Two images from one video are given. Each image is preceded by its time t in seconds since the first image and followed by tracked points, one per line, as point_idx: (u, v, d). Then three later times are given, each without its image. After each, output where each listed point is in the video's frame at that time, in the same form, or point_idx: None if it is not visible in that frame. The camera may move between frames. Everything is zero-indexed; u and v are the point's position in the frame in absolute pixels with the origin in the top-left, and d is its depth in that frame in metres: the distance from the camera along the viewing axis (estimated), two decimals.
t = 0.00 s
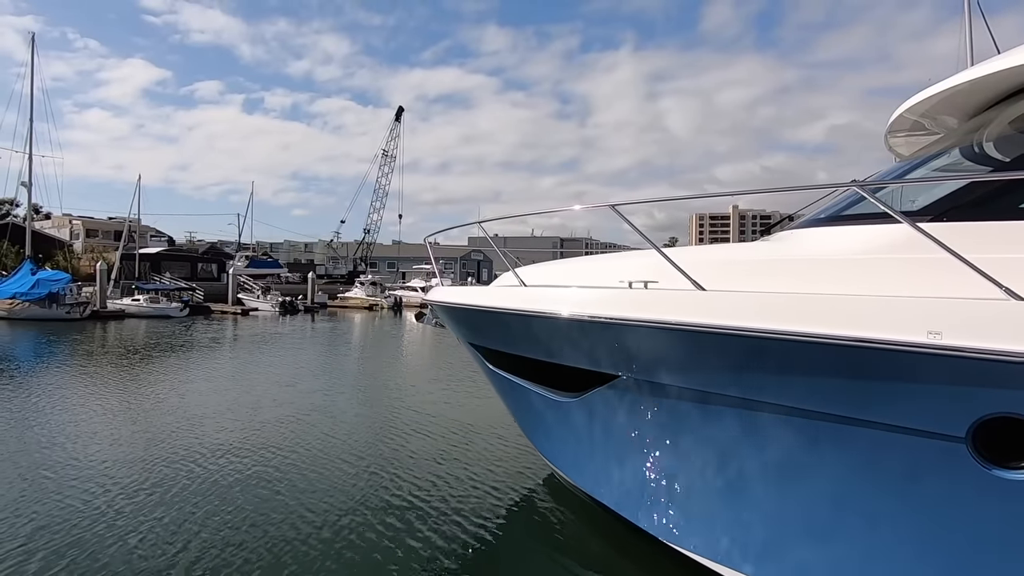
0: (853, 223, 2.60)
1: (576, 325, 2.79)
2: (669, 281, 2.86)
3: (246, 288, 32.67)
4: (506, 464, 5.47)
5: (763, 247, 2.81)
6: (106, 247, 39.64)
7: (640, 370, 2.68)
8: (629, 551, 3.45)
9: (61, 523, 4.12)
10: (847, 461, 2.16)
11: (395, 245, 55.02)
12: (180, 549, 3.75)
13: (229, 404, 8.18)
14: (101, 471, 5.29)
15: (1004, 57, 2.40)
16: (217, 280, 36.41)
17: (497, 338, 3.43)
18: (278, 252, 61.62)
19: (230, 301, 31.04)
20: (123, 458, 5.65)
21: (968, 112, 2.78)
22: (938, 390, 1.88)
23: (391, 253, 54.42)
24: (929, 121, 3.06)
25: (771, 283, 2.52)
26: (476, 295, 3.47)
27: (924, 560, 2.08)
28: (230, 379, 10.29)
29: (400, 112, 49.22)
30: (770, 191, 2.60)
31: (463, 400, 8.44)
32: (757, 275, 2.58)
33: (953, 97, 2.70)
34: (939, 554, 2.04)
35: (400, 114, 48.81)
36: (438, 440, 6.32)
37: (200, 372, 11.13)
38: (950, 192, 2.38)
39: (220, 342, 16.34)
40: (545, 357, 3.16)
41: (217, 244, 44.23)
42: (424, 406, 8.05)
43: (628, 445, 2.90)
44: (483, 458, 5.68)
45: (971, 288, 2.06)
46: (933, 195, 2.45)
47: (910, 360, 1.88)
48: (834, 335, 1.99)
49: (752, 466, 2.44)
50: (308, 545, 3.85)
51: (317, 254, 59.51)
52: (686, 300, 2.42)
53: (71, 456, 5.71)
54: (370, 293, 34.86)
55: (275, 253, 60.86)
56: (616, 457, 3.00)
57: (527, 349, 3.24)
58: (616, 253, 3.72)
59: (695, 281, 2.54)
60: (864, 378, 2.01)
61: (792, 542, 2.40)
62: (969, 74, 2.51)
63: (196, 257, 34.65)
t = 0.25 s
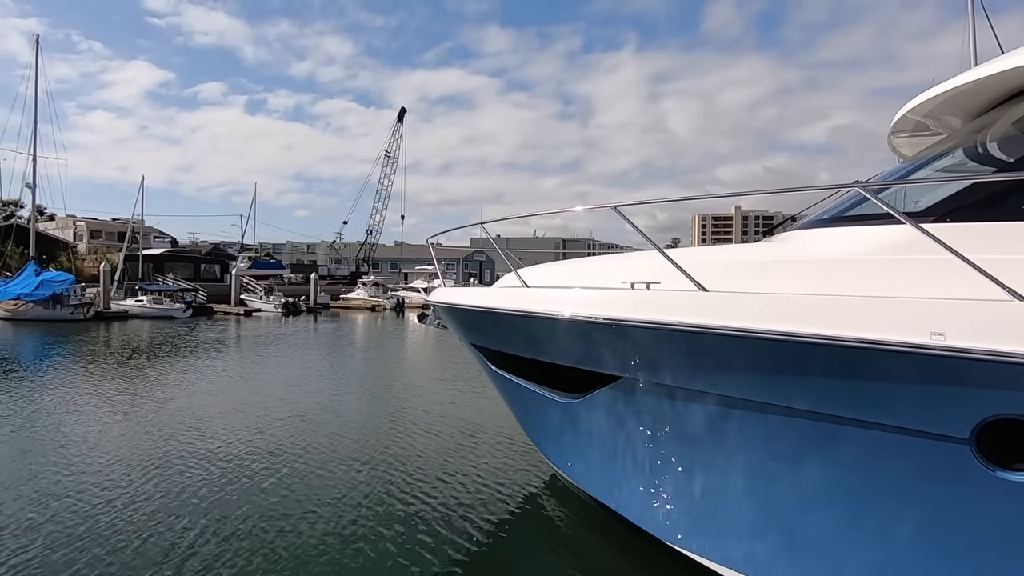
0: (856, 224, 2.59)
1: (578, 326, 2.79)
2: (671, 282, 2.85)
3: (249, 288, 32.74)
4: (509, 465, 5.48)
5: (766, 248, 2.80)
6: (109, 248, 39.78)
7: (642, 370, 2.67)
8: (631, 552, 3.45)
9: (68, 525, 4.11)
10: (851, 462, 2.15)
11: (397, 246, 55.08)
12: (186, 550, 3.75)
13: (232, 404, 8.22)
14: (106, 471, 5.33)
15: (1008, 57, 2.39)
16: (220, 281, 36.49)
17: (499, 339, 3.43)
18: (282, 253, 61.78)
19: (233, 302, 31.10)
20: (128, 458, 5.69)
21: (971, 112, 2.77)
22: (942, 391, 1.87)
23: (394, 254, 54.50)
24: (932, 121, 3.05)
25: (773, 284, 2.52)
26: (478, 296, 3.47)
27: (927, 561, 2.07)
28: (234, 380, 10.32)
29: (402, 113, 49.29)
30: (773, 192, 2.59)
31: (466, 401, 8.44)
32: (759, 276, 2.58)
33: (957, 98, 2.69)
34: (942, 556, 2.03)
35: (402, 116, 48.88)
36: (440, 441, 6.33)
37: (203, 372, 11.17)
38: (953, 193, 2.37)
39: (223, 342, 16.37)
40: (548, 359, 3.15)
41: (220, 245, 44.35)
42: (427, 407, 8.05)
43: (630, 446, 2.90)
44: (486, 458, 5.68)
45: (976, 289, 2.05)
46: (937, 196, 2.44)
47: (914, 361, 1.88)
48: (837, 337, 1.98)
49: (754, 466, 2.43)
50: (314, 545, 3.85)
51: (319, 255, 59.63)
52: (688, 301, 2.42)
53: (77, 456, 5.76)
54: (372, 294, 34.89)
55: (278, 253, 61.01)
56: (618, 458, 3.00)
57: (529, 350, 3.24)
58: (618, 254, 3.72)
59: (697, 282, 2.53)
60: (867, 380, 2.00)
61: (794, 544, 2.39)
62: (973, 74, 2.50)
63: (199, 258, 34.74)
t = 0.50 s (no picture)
0: (857, 224, 2.59)
1: (579, 327, 2.78)
2: (672, 283, 2.85)
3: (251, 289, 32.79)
4: (510, 465, 5.48)
5: (768, 248, 2.80)
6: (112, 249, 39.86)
7: (642, 371, 2.67)
8: (632, 552, 3.44)
9: (73, 526, 4.12)
10: (852, 463, 2.14)
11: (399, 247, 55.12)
12: (193, 551, 3.75)
13: (235, 405, 8.24)
14: (110, 471, 5.35)
15: (1010, 57, 2.39)
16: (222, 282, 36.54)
17: (500, 340, 3.43)
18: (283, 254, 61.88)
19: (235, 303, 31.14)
20: (132, 459, 5.72)
21: (973, 113, 2.76)
22: (943, 393, 1.87)
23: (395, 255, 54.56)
24: (934, 121, 3.04)
25: (775, 285, 2.51)
26: (480, 297, 3.47)
27: (928, 563, 2.06)
28: (236, 381, 10.34)
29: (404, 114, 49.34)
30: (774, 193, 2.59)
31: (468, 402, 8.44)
32: (760, 277, 2.57)
33: (958, 98, 2.68)
34: (944, 557, 2.02)
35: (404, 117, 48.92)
36: (442, 441, 6.34)
37: (205, 373, 11.19)
38: (955, 194, 2.37)
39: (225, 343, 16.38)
40: (550, 360, 3.14)
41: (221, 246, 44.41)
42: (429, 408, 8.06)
43: (631, 447, 2.90)
44: (488, 459, 5.69)
45: (977, 290, 2.05)
46: (939, 197, 2.43)
47: (915, 362, 1.87)
48: (838, 338, 1.98)
49: (754, 467, 2.43)
50: (319, 546, 3.85)
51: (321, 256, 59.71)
52: (689, 302, 2.41)
53: (82, 456, 5.79)
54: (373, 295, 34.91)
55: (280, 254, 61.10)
56: (619, 458, 3.00)
57: (530, 351, 3.24)
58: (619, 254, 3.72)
59: (698, 283, 2.53)
60: (868, 381, 2.00)
61: (796, 545, 2.38)
62: (975, 74, 2.49)
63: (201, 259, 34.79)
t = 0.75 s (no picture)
0: (858, 225, 2.59)
1: (581, 328, 2.78)
2: (674, 283, 2.85)
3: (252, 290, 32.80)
4: (512, 465, 5.48)
5: (769, 249, 2.80)
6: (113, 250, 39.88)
7: (644, 372, 2.67)
8: (633, 553, 3.44)
9: (80, 527, 4.13)
10: (853, 463, 2.14)
11: (400, 248, 55.15)
12: (199, 551, 3.76)
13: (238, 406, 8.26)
14: (114, 472, 5.37)
15: (1010, 57, 2.39)
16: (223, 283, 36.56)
17: (501, 341, 3.43)
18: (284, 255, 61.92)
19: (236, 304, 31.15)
20: (136, 459, 5.74)
21: (974, 112, 2.76)
22: (945, 393, 1.86)
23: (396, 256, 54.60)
24: (936, 121, 3.04)
25: (776, 285, 2.51)
26: (481, 298, 3.46)
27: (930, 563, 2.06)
28: (237, 382, 10.34)
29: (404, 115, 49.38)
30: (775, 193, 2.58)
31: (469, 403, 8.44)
32: (762, 277, 2.57)
33: (960, 98, 2.68)
34: (947, 558, 2.01)
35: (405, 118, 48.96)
36: (444, 441, 6.34)
37: (207, 374, 11.19)
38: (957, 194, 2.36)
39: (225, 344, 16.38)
40: (551, 361, 3.14)
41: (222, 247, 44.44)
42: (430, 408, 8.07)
43: (633, 448, 2.89)
44: (490, 459, 5.69)
45: (979, 290, 2.04)
46: (940, 197, 2.43)
47: (917, 362, 1.87)
48: (840, 338, 1.98)
49: (756, 467, 2.43)
50: (325, 545, 3.87)
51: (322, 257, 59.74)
52: (690, 302, 2.41)
53: (86, 457, 5.80)
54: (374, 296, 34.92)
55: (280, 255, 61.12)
56: (620, 458, 3.00)
57: (531, 351, 3.24)
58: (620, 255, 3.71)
59: (699, 284, 2.53)
60: (870, 381, 1.99)
61: (797, 544, 2.38)
62: (976, 74, 2.49)
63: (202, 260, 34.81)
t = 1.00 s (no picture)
0: (859, 225, 2.59)
1: (582, 328, 2.78)
2: (675, 284, 2.85)
3: (252, 292, 32.82)
4: (514, 466, 5.49)
5: (770, 249, 2.80)
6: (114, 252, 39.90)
7: (645, 372, 2.67)
8: (634, 553, 3.44)
9: (86, 528, 4.14)
10: (854, 463, 2.14)
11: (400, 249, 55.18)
12: (205, 551, 3.78)
13: (240, 407, 8.29)
14: (119, 472, 5.39)
15: (1011, 57, 2.39)
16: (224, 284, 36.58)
17: (502, 341, 3.43)
18: (285, 256, 61.95)
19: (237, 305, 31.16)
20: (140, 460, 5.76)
21: (975, 112, 2.76)
22: (946, 393, 1.86)
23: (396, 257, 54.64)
24: (936, 121, 3.04)
25: (776, 285, 2.51)
26: (482, 299, 3.46)
27: (930, 562, 2.06)
28: (239, 383, 10.36)
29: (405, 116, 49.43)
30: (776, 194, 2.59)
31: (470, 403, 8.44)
32: (763, 277, 2.57)
33: (960, 98, 2.68)
34: (947, 556, 2.02)
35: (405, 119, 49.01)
36: (446, 442, 6.35)
37: (209, 376, 11.21)
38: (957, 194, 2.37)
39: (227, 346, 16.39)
40: (553, 362, 3.14)
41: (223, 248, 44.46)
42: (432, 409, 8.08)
43: (634, 448, 2.89)
44: (492, 459, 5.70)
45: (980, 289, 2.04)
46: (941, 197, 2.43)
47: (918, 362, 1.87)
48: (841, 338, 1.98)
49: (757, 467, 2.43)
50: (327, 546, 3.88)
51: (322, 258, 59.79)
52: (691, 303, 2.41)
53: (90, 458, 5.83)
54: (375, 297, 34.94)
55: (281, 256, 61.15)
56: (621, 458, 3.00)
57: (533, 352, 3.24)
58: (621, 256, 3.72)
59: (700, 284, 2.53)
60: (871, 381, 1.99)
61: (798, 545, 2.38)
62: (976, 74, 2.50)
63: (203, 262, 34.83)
